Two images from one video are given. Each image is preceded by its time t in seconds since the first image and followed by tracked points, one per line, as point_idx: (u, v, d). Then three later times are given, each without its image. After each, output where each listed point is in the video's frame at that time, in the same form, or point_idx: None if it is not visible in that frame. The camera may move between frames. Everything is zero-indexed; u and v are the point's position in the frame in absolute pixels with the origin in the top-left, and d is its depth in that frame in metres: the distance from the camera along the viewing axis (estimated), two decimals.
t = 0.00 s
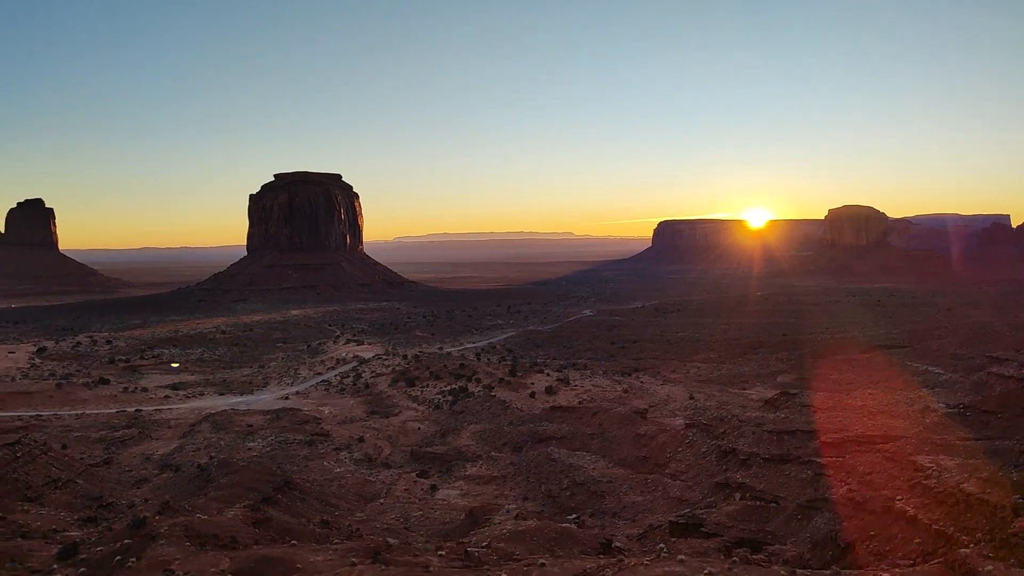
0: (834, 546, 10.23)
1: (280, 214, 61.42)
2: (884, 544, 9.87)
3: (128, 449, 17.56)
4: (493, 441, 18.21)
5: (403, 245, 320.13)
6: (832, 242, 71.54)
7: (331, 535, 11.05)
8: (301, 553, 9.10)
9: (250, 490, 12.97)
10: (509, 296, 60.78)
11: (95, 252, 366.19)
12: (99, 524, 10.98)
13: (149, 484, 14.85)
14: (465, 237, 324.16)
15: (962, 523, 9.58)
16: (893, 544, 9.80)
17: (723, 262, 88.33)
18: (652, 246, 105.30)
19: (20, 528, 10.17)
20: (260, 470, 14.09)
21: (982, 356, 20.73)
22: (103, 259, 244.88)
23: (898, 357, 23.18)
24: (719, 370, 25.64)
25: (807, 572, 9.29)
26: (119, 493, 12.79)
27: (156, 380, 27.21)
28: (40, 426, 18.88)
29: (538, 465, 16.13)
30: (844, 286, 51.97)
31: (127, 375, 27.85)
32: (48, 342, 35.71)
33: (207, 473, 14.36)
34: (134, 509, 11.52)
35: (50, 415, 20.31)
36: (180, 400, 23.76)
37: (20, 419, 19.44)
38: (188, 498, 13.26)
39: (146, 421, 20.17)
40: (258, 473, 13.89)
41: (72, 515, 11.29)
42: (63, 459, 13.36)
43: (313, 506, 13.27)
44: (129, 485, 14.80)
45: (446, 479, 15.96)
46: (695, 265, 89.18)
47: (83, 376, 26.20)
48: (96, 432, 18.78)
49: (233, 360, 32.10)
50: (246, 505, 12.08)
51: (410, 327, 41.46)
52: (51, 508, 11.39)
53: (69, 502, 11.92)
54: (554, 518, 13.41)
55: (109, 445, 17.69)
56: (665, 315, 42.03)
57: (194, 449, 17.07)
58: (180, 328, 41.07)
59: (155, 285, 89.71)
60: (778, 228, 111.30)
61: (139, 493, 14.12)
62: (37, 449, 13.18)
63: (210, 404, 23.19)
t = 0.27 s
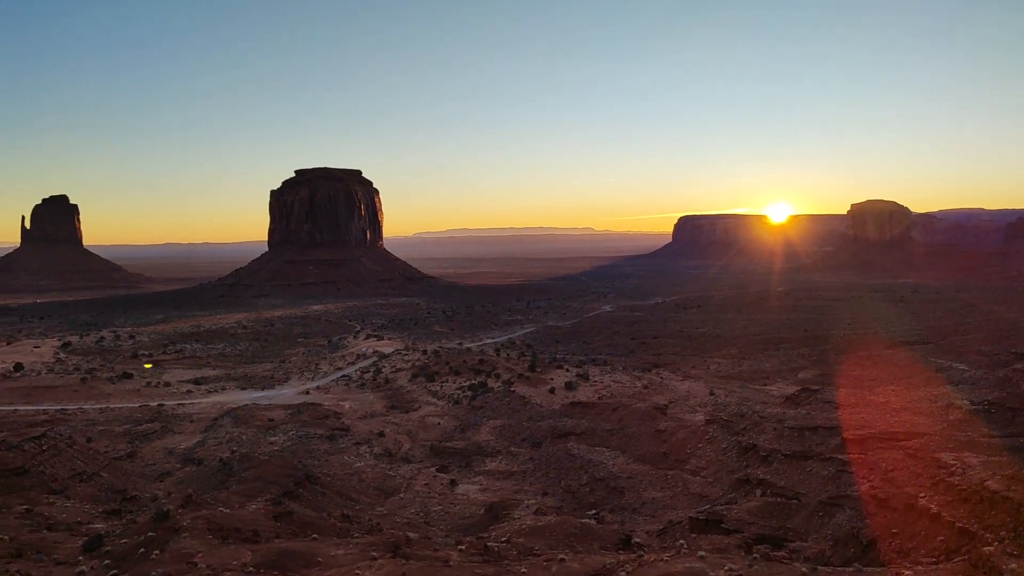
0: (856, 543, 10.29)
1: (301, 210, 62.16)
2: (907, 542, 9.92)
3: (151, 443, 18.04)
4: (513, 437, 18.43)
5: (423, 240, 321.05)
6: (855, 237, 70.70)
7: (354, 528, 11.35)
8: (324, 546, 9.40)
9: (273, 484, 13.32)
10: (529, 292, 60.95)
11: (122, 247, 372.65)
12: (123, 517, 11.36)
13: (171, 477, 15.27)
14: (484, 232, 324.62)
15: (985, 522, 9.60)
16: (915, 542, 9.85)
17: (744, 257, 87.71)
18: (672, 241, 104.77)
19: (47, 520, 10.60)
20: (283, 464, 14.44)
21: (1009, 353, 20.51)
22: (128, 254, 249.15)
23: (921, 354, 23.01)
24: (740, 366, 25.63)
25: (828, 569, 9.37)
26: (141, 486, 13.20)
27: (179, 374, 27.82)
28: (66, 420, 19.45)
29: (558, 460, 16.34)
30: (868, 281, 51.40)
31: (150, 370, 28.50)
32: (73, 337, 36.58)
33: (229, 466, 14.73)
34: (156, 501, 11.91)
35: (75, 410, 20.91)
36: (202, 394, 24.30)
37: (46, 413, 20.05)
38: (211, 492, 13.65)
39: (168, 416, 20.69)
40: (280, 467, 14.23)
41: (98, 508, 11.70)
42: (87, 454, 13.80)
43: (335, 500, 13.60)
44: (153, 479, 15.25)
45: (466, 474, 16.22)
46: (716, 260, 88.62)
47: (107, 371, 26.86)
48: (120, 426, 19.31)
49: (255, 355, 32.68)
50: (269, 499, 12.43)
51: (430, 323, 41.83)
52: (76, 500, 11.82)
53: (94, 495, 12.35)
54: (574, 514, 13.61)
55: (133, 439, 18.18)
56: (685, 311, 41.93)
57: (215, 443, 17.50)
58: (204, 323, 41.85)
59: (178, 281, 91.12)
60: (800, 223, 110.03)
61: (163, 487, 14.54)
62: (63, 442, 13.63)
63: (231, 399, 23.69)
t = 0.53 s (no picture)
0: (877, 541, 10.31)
1: (320, 207, 62.76)
2: (928, 541, 9.93)
3: (171, 438, 18.46)
4: (530, 433, 18.60)
5: (440, 237, 321.64)
6: (876, 233, 69.87)
7: (372, 524, 11.59)
8: (342, 541, 9.63)
9: (292, 480, 13.61)
10: (546, 289, 61.03)
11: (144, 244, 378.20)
12: (143, 511, 11.66)
13: (191, 472, 15.64)
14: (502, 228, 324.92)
15: (1006, 520, 9.58)
16: (937, 541, 9.86)
17: (763, 254, 87.04)
18: (691, 238, 104.21)
19: (69, 514, 10.94)
20: (302, 460, 14.73)
21: None
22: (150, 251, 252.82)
23: (944, 351, 22.79)
24: (759, 363, 25.57)
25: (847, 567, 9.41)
26: (162, 480, 13.55)
27: (200, 370, 28.34)
28: (89, 415, 19.94)
29: (576, 457, 16.49)
30: (889, 278, 50.83)
31: (170, 365, 29.03)
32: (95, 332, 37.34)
33: (249, 462, 15.05)
34: (177, 495, 12.23)
35: (98, 405, 21.40)
36: (223, 390, 24.76)
37: (70, 408, 20.55)
38: (230, 486, 13.97)
39: (188, 411, 21.13)
40: (299, 462, 14.52)
41: (119, 502, 12.02)
42: (108, 449, 14.16)
43: (353, 495, 13.86)
44: (173, 473, 15.62)
45: (484, 470, 16.42)
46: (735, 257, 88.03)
47: (128, 366, 27.41)
48: (142, 421, 19.75)
49: (274, 351, 33.17)
50: (288, 495, 12.71)
51: (448, 319, 42.08)
52: (98, 494, 12.16)
53: (115, 489, 12.68)
54: (592, 510, 13.75)
55: (154, 434, 18.61)
56: (704, 308, 41.81)
57: (235, 438, 17.88)
58: (224, 319, 42.49)
59: (198, 277, 92.22)
60: (820, 220, 108.93)
61: (184, 481, 14.89)
62: (84, 437, 14.02)
63: (250, 394, 24.11)
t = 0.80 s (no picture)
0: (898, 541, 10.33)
1: (340, 204, 63.36)
2: (951, 541, 9.94)
3: (193, 433, 18.91)
4: (549, 431, 18.78)
5: (460, 233, 322.48)
6: (899, 230, 68.94)
7: (391, 520, 11.86)
8: (362, 537, 9.90)
9: (312, 476, 13.92)
10: (565, 286, 61.09)
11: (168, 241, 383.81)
12: (166, 505, 12.01)
13: (213, 467, 16.03)
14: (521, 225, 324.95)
15: None
16: (960, 541, 9.86)
17: (784, 251, 86.22)
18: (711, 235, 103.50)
19: (94, 508, 11.30)
20: (322, 456, 15.05)
21: None
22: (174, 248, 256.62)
23: (968, 350, 22.55)
24: (780, 361, 25.47)
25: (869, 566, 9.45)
26: (184, 474, 13.91)
27: (221, 366, 28.90)
28: (112, 410, 20.48)
29: (595, 454, 16.65)
30: (913, 275, 50.19)
31: (192, 361, 29.61)
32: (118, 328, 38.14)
33: (269, 457, 15.40)
34: (198, 490, 12.56)
35: (121, 400, 21.97)
36: (243, 386, 25.27)
37: (93, 403, 21.10)
38: (251, 481, 14.33)
39: (209, 407, 21.62)
40: (319, 459, 14.83)
41: (142, 497, 12.39)
42: (131, 443, 14.59)
43: (373, 491, 14.15)
44: (195, 468, 16.03)
45: (503, 467, 16.64)
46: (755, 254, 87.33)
47: (150, 362, 28.02)
48: (164, 416, 20.24)
49: (293, 347, 33.70)
50: (308, 490, 13.02)
51: (467, 316, 42.38)
52: (121, 489, 12.53)
53: (138, 484, 13.05)
54: (611, 508, 13.91)
55: (176, 429, 19.08)
56: (724, 305, 41.66)
57: (256, 434, 18.26)
58: (245, 315, 43.18)
59: (219, 274, 93.54)
60: (842, 217, 107.71)
61: (205, 476, 15.28)
62: (108, 432, 14.46)
63: (270, 390, 24.57)
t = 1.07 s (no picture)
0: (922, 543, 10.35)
1: (363, 202, 64.06)
2: (979, 543, 9.95)
3: (218, 429, 19.43)
4: (571, 429, 18.98)
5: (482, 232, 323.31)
6: (926, 229, 67.86)
7: (412, 517, 12.18)
8: (384, 534, 10.21)
9: (335, 472, 14.28)
10: (588, 284, 61.11)
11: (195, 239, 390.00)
12: (189, 501, 12.42)
13: (236, 463, 16.50)
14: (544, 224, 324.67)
15: None
16: (987, 543, 9.86)
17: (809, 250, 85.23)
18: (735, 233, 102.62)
19: (120, 502, 11.73)
20: (344, 452, 15.42)
21: None
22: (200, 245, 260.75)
23: (997, 350, 22.27)
24: (804, 361, 25.37)
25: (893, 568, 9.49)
26: (208, 470, 14.36)
27: (245, 363, 29.54)
28: (138, 405, 21.10)
29: (617, 453, 16.82)
30: (942, 275, 49.39)
31: (216, 357, 30.28)
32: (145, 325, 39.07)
33: (292, 454, 15.80)
34: (221, 486, 12.97)
35: (146, 396, 22.58)
36: (267, 382, 25.85)
37: (119, 399, 21.75)
38: (275, 478, 14.75)
39: (233, 403, 22.18)
40: (342, 455, 15.19)
41: (166, 491, 12.82)
42: (155, 439, 15.08)
43: (395, 488, 14.47)
44: (219, 464, 16.51)
45: (525, 465, 16.88)
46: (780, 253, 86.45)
47: (176, 358, 28.73)
48: (188, 412, 20.82)
49: (315, 344, 34.29)
50: (331, 487, 13.39)
51: (490, 314, 42.65)
52: (146, 483, 12.98)
53: (163, 479, 13.50)
54: (632, 507, 14.07)
55: (200, 425, 19.62)
56: (747, 304, 41.46)
57: (279, 431, 18.71)
58: (268, 313, 43.94)
59: (244, 271, 95.05)
60: (869, 215, 106.16)
61: (229, 472, 15.73)
62: (133, 427, 14.98)
63: (293, 387, 25.09)
